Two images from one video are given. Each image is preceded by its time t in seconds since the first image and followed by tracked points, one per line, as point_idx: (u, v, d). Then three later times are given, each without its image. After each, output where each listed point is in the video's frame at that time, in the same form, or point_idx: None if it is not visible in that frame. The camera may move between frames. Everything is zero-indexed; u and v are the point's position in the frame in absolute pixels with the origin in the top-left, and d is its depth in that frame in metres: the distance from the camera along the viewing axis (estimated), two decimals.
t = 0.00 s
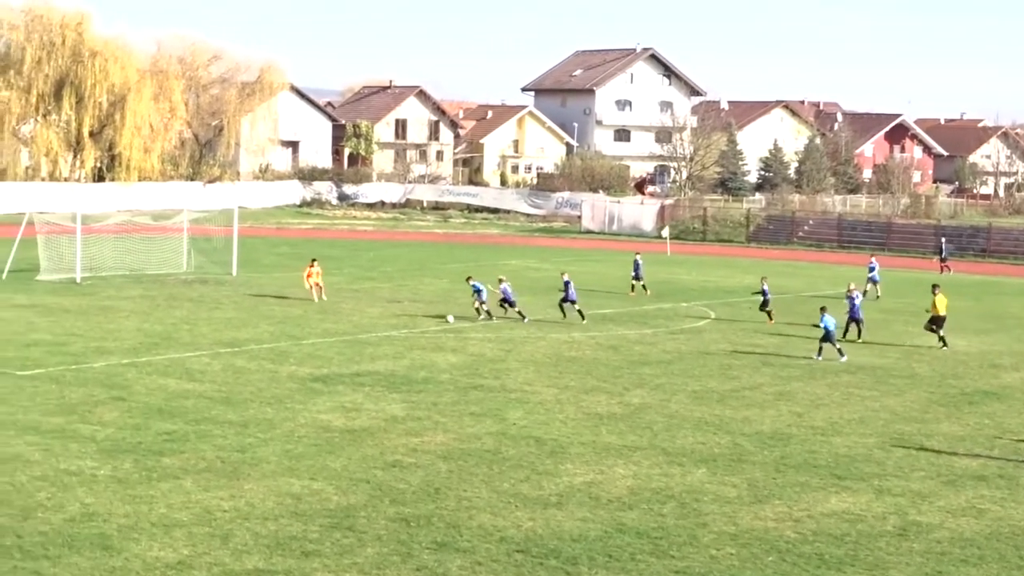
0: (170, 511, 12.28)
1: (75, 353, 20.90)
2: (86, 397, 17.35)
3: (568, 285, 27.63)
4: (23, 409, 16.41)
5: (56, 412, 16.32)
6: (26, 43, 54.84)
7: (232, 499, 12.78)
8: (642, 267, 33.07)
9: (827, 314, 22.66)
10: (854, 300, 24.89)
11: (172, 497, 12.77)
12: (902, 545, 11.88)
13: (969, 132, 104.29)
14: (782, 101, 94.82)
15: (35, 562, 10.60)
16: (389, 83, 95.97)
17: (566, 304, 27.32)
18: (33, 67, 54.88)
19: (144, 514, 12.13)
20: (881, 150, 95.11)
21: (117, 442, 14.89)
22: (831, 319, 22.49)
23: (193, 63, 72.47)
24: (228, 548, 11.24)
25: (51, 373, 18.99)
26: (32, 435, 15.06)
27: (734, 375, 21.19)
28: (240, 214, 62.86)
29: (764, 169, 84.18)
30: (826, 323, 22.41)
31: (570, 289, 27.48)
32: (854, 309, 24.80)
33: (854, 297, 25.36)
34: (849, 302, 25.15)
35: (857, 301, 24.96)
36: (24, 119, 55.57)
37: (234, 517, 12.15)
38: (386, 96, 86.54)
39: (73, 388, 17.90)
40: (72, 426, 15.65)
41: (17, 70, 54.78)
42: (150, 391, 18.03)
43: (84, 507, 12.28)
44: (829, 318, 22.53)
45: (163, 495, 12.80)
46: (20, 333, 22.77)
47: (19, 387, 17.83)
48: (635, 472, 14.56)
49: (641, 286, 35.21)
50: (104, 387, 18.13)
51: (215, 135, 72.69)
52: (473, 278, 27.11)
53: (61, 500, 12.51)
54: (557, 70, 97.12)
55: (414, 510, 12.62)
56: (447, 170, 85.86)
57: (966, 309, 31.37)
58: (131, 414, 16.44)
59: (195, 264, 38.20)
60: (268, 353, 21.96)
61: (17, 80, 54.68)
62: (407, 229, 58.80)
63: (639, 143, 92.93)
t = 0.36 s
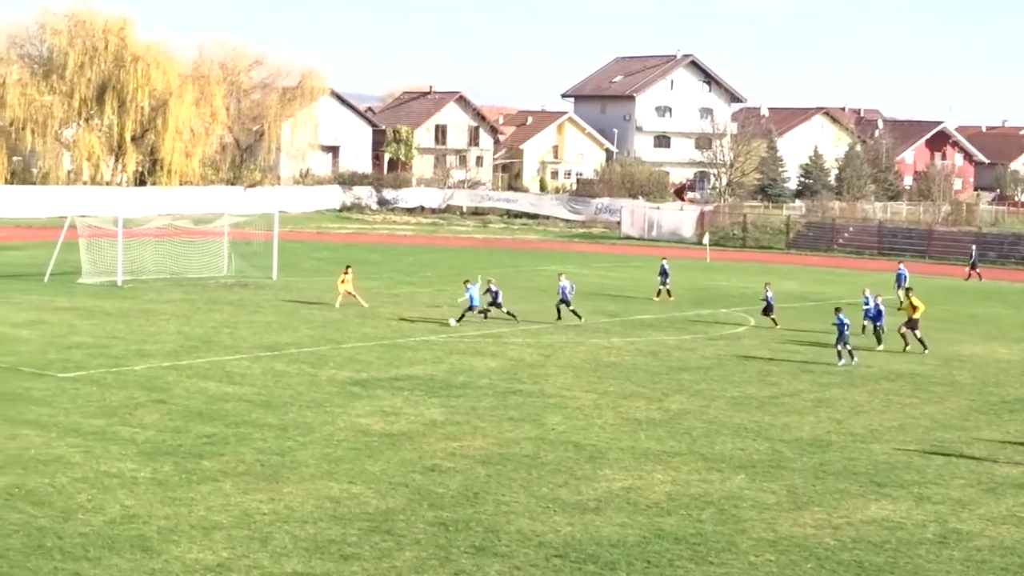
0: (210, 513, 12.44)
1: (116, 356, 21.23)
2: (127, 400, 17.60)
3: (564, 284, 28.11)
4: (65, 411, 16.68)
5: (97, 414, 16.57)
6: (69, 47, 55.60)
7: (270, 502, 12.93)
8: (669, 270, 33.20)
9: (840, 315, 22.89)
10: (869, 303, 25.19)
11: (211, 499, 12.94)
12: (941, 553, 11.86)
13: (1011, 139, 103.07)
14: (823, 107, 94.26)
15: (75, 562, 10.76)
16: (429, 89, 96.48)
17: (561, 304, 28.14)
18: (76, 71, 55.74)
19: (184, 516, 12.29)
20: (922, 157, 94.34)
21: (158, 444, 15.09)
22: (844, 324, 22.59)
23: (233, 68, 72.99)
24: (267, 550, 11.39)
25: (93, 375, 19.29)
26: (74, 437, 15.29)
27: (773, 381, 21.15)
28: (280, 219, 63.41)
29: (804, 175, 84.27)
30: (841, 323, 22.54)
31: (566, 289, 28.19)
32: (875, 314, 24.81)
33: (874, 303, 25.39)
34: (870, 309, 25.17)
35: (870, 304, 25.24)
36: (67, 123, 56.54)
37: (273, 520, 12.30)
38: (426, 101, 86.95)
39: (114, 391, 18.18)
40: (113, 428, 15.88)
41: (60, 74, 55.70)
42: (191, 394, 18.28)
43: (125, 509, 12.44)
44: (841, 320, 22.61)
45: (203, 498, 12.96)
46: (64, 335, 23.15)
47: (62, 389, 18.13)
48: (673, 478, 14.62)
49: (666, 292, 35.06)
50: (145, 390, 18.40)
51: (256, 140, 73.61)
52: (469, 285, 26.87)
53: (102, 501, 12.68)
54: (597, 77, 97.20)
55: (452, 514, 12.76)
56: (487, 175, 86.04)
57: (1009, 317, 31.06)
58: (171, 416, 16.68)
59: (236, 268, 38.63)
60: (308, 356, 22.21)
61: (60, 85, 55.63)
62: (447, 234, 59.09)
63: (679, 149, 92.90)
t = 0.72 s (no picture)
0: (252, 519, 12.59)
1: (160, 362, 21.54)
2: (170, 405, 17.86)
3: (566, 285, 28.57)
4: (108, 416, 16.92)
5: (140, 419, 16.81)
6: (113, 55, 57.11)
7: (313, 508, 13.08)
8: (697, 277, 33.10)
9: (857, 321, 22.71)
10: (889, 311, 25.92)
11: (254, 505, 13.09)
12: (985, 561, 11.83)
13: None
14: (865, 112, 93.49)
15: (120, 566, 10.93)
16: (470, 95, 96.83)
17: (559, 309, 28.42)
18: (120, 79, 57.07)
19: (227, 521, 12.45)
20: (965, 162, 93.55)
21: (201, 450, 15.29)
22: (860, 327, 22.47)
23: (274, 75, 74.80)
24: (309, 556, 11.51)
25: (137, 381, 19.58)
26: (118, 442, 15.51)
27: (815, 388, 21.07)
28: (323, 225, 63.91)
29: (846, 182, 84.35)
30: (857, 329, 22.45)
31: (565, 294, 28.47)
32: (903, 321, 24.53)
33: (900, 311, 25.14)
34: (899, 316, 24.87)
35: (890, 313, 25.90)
36: (111, 130, 57.42)
37: (315, 525, 12.44)
38: (467, 107, 87.25)
39: (158, 396, 18.44)
40: (156, 433, 16.11)
41: (104, 82, 56.94)
42: (233, 400, 18.51)
43: (167, 514, 12.62)
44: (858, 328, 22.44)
45: (246, 503, 13.12)
46: (108, 341, 23.51)
47: (106, 394, 18.42)
48: (715, 485, 14.64)
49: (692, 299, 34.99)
50: (188, 395, 18.64)
51: (299, 146, 73.70)
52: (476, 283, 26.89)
53: (145, 506, 12.87)
54: (639, 82, 97.04)
55: (494, 520, 12.86)
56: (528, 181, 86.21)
57: None
58: (213, 422, 16.89)
59: (277, 274, 38.99)
60: (350, 362, 22.43)
61: (104, 91, 56.79)
62: (489, 240, 59.29)
63: (720, 154, 92.83)
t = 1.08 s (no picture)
0: (298, 524, 12.71)
1: (205, 367, 21.85)
2: (216, 411, 18.12)
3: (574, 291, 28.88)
4: (155, 422, 17.17)
5: (186, 425, 17.05)
6: (158, 61, 58.19)
7: (358, 512, 13.23)
8: (728, 281, 32.94)
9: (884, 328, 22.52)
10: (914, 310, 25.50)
11: (299, 510, 13.22)
12: None
13: None
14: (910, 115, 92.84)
15: (168, 570, 11.09)
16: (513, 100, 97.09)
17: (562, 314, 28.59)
18: (165, 85, 58.12)
19: (272, 526, 12.56)
20: (1012, 165, 92.32)
21: (246, 455, 15.48)
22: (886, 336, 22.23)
23: (319, 82, 75.60)
24: (356, 560, 11.64)
25: (183, 387, 19.85)
26: (164, 447, 15.71)
27: (861, 392, 20.98)
28: (367, 230, 64.30)
29: (891, 185, 83.84)
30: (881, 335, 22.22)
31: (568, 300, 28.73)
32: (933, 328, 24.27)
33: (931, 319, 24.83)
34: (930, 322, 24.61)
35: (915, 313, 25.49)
36: (156, 136, 58.44)
37: (361, 530, 12.58)
38: (511, 112, 87.47)
39: (204, 402, 18.71)
40: (202, 438, 16.32)
41: (149, 88, 58.17)
42: (278, 406, 18.74)
43: (214, 519, 12.71)
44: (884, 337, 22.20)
45: (291, 508, 13.25)
46: (154, 347, 23.89)
47: (153, 400, 18.72)
48: (760, 489, 14.66)
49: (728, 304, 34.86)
50: (233, 401, 18.89)
51: (342, 152, 74.11)
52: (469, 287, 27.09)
53: (191, 511, 12.98)
54: (682, 86, 96.80)
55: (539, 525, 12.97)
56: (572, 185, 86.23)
57: None
58: (259, 427, 17.12)
59: (322, 279, 39.38)
60: (395, 367, 22.66)
61: (149, 98, 57.99)
62: (533, 245, 59.39)
63: (764, 158, 92.36)
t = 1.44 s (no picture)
0: (343, 528, 12.89)
1: (250, 372, 22.17)
2: (261, 415, 18.39)
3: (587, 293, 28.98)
4: (200, 426, 17.46)
5: (232, 429, 17.33)
6: (203, 67, 59.08)
7: (403, 517, 13.40)
8: (759, 283, 32.85)
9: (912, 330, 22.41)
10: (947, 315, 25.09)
11: (344, 514, 13.40)
12: None
13: None
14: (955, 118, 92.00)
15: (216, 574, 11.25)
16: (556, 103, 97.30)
17: (575, 316, 28.74)
18: (210, 90, 58.95)
19: (317, 530, 12.74)
20: None
21: (291, 459, 15.72)
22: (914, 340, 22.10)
23: (363, 86, 76.21)
24: (401, 565, 11.80)
25: (228, 392, 20.16)
26: (209, 452, 15.96)
27: (906, 395, 20.89)
28: (411, 234, 64.59)
29: (936, 188, 83.31)
30: (909, 339, 22.07)
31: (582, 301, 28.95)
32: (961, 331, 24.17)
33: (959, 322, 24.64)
34: (958, 325, 24.46)
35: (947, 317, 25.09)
36: (200, 142, 59.12)
37: (405, 534, 12.75)
38: (554, 116, 87.57)
39: (249, 406, 19.01)
40: (247, 443, 16.58)
41: (194, 94, 58.84)
42: (322, 410, 19.00)
43: (259, 523, 12.91)
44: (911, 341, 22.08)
45: (336, 512, 13.44)
46: (199, 352, 24.27)
47: (197, 405, 19.03)
48: (805, 493, 14.67)
49: (759, 307, 34.80)
50: (278, 406, 19.17)
51: (385, 157, 75.07)
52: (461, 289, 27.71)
53: (236, 515, 13.18)
54: (725, 89, 96.46)
55: (583, 529, 13.08)
56: (615, 189, 86.19)
57: None
58: (303, 432, 17.36)
59: (366, 284, 39.71)
60: (439, 371, 22.86)
61: (193, 104, 58.68)
62: (576, 249, 59.42)
63: (808, 161, 91.81)
